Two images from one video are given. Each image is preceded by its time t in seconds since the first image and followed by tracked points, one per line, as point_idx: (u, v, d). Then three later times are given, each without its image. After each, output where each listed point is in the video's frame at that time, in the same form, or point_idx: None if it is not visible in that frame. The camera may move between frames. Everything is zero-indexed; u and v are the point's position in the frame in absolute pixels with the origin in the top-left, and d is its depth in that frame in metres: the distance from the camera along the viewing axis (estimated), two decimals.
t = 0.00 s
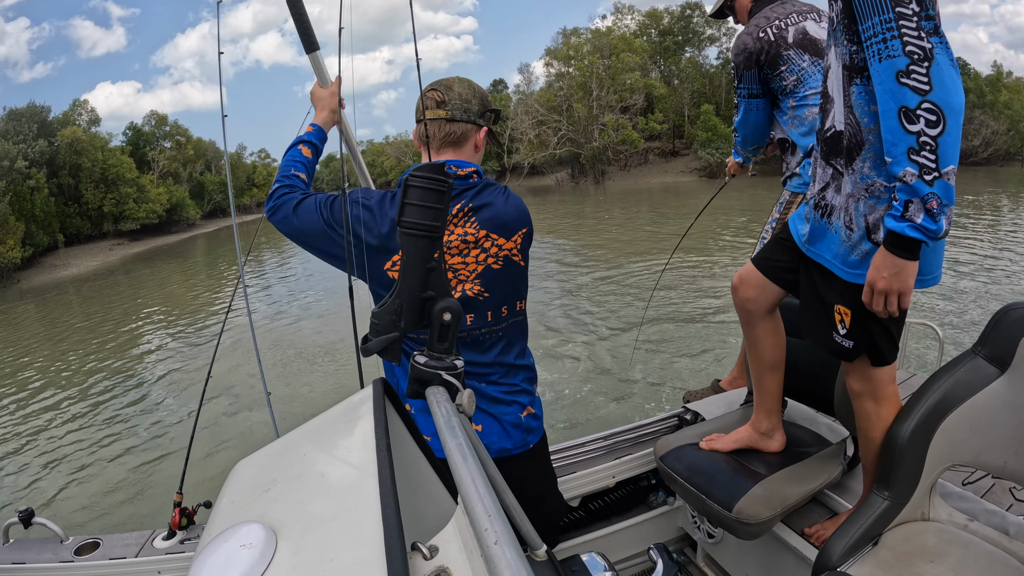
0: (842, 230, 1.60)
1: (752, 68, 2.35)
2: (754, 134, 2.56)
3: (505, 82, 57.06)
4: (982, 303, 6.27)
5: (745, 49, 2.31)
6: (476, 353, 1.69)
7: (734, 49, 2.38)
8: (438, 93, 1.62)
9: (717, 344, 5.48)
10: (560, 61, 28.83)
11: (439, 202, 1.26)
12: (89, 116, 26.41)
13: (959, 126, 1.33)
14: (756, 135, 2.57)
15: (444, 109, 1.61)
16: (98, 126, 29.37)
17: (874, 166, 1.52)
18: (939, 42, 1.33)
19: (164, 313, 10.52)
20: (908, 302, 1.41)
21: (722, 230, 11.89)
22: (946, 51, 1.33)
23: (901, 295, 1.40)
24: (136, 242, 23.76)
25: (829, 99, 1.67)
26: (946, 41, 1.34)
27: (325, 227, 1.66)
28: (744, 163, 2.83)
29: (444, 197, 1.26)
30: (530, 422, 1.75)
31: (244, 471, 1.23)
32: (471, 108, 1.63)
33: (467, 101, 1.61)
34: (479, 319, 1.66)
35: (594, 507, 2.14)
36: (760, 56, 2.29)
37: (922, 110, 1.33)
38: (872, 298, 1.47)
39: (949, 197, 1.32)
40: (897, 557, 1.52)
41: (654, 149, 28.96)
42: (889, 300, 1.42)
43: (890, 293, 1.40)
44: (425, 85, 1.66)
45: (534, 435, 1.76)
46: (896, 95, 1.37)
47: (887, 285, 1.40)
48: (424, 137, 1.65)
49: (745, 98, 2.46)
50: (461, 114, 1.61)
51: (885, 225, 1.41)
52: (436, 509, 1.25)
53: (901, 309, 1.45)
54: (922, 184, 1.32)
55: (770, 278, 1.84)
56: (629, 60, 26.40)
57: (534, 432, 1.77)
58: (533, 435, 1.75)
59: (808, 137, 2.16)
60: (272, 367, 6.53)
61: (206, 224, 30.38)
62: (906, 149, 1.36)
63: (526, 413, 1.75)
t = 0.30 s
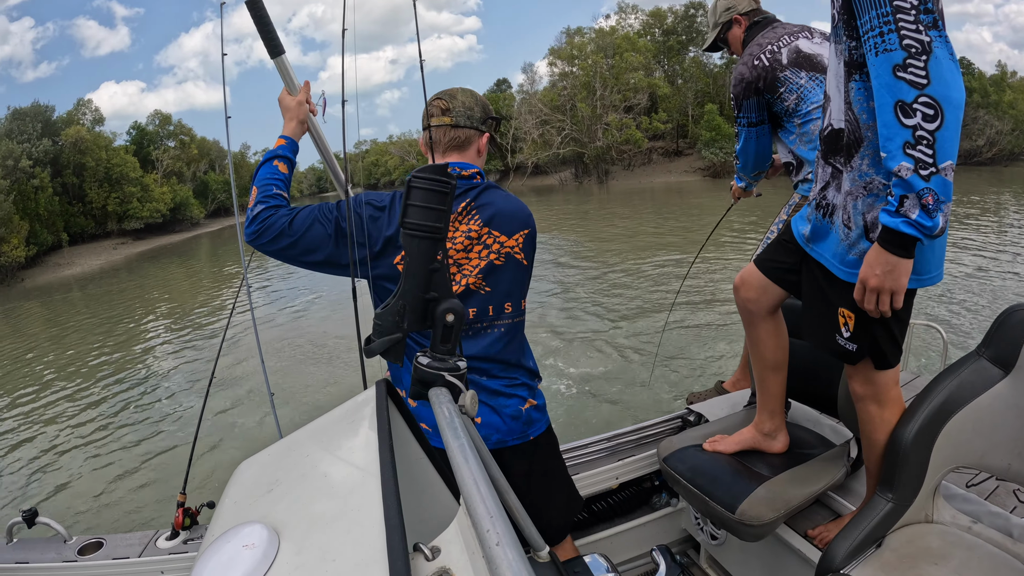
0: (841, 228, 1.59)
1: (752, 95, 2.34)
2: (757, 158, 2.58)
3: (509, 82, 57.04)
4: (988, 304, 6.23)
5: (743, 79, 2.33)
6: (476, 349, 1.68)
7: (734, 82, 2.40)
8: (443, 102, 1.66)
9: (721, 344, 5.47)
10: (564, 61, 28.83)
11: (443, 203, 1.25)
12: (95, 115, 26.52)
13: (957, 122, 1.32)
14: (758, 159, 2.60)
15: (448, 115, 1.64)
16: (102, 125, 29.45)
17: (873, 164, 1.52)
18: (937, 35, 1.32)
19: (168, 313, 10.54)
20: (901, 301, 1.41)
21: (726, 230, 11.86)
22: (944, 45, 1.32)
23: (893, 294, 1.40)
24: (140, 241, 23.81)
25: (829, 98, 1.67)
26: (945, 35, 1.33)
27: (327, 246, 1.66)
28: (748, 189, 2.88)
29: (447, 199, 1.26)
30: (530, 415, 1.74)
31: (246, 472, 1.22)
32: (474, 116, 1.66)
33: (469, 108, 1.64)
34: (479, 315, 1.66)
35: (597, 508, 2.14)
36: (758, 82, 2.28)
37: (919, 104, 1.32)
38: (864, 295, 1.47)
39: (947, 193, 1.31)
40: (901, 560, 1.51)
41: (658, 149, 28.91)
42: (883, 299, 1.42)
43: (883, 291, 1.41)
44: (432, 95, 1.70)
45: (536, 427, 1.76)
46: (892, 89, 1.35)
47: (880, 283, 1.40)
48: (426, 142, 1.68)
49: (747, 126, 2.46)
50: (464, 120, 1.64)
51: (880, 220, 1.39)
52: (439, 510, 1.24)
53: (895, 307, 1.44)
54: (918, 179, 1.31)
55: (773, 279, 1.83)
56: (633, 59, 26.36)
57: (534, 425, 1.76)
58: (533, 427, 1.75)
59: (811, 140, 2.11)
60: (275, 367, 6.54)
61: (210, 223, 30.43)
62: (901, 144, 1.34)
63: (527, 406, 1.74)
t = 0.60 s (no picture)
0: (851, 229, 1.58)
1: (763, 111, 2.33)
2: (771, 173, 2.61)
3: (522, 80, 56.96)
4: (1008, 306, 6.14)
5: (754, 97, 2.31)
6: (524, 342, 1.69)
7: (745, 100, 2.39)
8: (503, 106, 1.72)
9: (733, 344, 5.42)
10: (576, 58, 28.69)
11: (456, 202, 1.25)
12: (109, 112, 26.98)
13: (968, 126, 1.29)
14: (774, 173, 2.61)
15: (508, 118, 1.70)
16: (117, 122, 29.74)
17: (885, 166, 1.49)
18: (951, 38, 1.28)
19: (181, 309, 10.63)
20: (871, 277, 1.47)
21: (740, 229, 11.77)
22: (959, 48, 1.29)
23: (863, 271, 1.46)
24: (153, 237, 24.02)
25: (844, 100, 1.64)
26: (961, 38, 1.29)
27: (387, 240, 1.64)
28: (768, 206, 2.86)
29: (459, 198, 1.25)
30: (563, 411, 1.76)
31: (257, 471, 1.23)
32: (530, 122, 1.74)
33: (527, 114, 1.72)
34: (529, 309, 1.68)
35: (607, 509, 2.13)
36: (768, 98, 2.26)
37: (929, 106, 1.29)
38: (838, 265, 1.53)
39: (942, 191, 1.31)
40: (911, 565, 1.49)
41: (670, 147, 28.75)
42: (855, 272, 1.47)
43: (854, 266, 1.47)
44: (488, 100, 1.76)
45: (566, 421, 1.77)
46: (902, 91, 1.33)
47: (853, 258, 1.46)
48: (484, 143, 1.73)
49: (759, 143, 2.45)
50: (522, 125, 1.71)
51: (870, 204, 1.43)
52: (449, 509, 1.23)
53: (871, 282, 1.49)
54: (916, 177, 1.31)
55: (785, 282, 1.82)
56: (645, 57, 26.24)
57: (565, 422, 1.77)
58: (565, 424, 1.75)
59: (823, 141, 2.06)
60: (286, 364, 6.57)
61: (223, 220, 30.65)
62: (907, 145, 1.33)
63: (560, 402, 1.76)
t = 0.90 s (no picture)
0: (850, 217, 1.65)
1: (773, 130, 2.31)
2: (782, 191, 2.54)
3: (532, 78, 56.86)
4: None
5: (764, 115, 2.30)
6: (571, 333, 1.71)
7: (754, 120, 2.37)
8: (538, 106, 1.77)
9: (744, 344, 5.39)
10: (587, 57, 28.60)
11: (467, 199, 1.26)
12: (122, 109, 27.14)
13: (910, 132, 1.35)
14: (784, 193, 2.55)
15: (544, 117, 1.76)
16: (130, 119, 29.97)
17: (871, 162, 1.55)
18: (907, 50, 1.34)
19: (193, 305, 10.71)
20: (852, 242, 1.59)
21: (752, 229, 11.68)
22: (914, 58, 1.33)
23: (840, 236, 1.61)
24: (164, 234, 24.19)
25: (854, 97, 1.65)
26: (920, 47, 1.33)
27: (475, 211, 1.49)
28: (777, 227, 2.77)
29: (470, 196, 1.27)
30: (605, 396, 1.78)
31: (266, 466, 1.23)
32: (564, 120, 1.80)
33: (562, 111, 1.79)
34: (579, 302, 1.69)
35: (615, 508, 2.14)
36: (778, 116, 2.25)
37: (875, 113, 1.39)
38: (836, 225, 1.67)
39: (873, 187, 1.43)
40: (921, 566, 1.48)
41: (681, 146, 28.59)
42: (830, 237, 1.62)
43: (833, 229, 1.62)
44: (521, 104, 1.80)
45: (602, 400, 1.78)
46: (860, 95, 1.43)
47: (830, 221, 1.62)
48: (525, 141, 1.76)
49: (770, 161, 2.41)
50: (559, 121, 1.76)
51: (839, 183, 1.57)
52: (458, 507, 1.23)
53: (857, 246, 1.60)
54: (854, 170, 1.46)
55: (798, 281, 1.83)
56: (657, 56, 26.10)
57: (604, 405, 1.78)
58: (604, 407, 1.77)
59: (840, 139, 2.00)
60: (295, 361, 6.60)
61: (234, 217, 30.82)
62: (858, 142, 1.45)
63: (601, 388, 1.78)
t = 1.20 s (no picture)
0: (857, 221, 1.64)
1: (781, 143, 2.31)
2: (789, 203, 2.53)
3: (538, 77, 56.91)
4: None
5: (773, 129, 2.30)
6: (591, 333, 1.70)
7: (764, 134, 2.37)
8: (551, 103, 1.75)
9: (749, 344, 5.37)
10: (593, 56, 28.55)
11: (472, 198, 1.26)
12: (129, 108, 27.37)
13: (912, 135, 1.35)
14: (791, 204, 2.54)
15: (558, 114, 1.74)
16: (136, 118, 30.13)
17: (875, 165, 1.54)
18: (906, 53, 1.34)
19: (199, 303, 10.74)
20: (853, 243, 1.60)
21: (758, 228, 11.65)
22: (915, 61, 1.34)
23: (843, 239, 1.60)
24: (170, 232, 24.27)
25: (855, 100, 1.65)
26: (919, 50, 1.34)
27: (500, 218, 1.48)
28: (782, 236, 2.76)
29: (476, 195, 1.27)
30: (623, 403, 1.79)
31: (272, 464, 1.24)
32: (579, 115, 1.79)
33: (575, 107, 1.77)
34: (598, 300, 1.68)
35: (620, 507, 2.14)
36: (786, 128, 2.24)
37: (879, 116, 1.39)
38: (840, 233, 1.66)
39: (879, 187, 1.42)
40: (925, 567, 1.48)
41: (687, 146, 28.51)
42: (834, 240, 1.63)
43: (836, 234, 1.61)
44: (535, 100, 1.78)
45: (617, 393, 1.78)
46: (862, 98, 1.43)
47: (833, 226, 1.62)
48: (541, 139, 1.76)
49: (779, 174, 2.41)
50: (572, 117, 1.75)
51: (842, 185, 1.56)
52: (462, 504, 1.23)
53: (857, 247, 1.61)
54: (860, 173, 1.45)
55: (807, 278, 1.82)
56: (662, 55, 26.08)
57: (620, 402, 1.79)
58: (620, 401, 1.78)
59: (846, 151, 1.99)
60: (301, 359, 6.62)
61: (240, 215, 30.92)
62: (862, 144, 1.45)
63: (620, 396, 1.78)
